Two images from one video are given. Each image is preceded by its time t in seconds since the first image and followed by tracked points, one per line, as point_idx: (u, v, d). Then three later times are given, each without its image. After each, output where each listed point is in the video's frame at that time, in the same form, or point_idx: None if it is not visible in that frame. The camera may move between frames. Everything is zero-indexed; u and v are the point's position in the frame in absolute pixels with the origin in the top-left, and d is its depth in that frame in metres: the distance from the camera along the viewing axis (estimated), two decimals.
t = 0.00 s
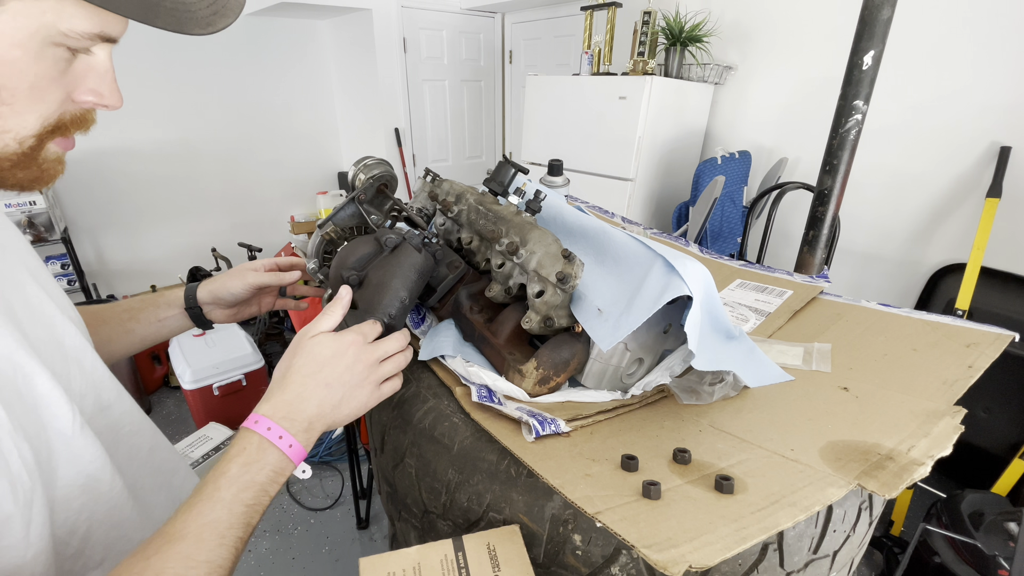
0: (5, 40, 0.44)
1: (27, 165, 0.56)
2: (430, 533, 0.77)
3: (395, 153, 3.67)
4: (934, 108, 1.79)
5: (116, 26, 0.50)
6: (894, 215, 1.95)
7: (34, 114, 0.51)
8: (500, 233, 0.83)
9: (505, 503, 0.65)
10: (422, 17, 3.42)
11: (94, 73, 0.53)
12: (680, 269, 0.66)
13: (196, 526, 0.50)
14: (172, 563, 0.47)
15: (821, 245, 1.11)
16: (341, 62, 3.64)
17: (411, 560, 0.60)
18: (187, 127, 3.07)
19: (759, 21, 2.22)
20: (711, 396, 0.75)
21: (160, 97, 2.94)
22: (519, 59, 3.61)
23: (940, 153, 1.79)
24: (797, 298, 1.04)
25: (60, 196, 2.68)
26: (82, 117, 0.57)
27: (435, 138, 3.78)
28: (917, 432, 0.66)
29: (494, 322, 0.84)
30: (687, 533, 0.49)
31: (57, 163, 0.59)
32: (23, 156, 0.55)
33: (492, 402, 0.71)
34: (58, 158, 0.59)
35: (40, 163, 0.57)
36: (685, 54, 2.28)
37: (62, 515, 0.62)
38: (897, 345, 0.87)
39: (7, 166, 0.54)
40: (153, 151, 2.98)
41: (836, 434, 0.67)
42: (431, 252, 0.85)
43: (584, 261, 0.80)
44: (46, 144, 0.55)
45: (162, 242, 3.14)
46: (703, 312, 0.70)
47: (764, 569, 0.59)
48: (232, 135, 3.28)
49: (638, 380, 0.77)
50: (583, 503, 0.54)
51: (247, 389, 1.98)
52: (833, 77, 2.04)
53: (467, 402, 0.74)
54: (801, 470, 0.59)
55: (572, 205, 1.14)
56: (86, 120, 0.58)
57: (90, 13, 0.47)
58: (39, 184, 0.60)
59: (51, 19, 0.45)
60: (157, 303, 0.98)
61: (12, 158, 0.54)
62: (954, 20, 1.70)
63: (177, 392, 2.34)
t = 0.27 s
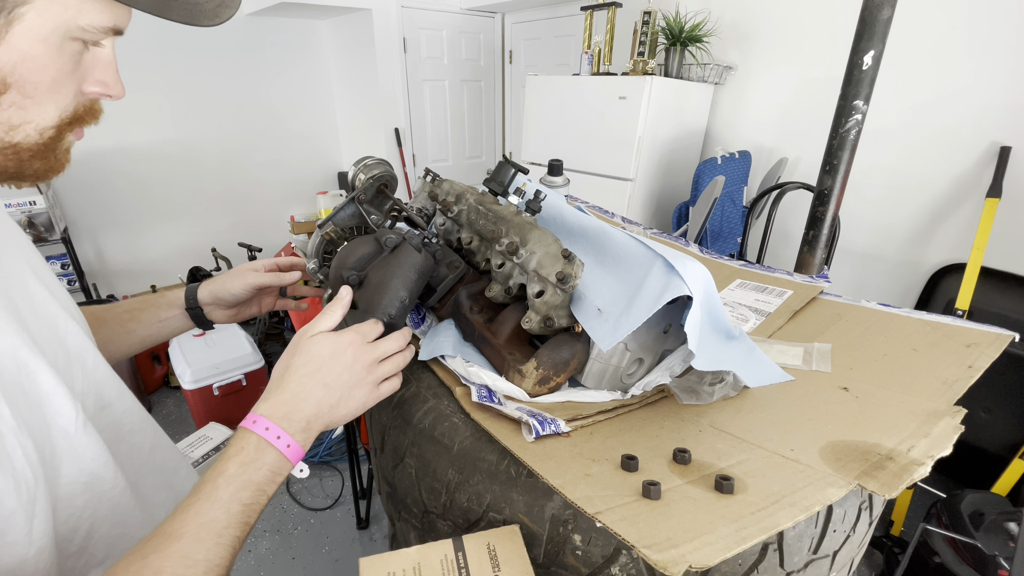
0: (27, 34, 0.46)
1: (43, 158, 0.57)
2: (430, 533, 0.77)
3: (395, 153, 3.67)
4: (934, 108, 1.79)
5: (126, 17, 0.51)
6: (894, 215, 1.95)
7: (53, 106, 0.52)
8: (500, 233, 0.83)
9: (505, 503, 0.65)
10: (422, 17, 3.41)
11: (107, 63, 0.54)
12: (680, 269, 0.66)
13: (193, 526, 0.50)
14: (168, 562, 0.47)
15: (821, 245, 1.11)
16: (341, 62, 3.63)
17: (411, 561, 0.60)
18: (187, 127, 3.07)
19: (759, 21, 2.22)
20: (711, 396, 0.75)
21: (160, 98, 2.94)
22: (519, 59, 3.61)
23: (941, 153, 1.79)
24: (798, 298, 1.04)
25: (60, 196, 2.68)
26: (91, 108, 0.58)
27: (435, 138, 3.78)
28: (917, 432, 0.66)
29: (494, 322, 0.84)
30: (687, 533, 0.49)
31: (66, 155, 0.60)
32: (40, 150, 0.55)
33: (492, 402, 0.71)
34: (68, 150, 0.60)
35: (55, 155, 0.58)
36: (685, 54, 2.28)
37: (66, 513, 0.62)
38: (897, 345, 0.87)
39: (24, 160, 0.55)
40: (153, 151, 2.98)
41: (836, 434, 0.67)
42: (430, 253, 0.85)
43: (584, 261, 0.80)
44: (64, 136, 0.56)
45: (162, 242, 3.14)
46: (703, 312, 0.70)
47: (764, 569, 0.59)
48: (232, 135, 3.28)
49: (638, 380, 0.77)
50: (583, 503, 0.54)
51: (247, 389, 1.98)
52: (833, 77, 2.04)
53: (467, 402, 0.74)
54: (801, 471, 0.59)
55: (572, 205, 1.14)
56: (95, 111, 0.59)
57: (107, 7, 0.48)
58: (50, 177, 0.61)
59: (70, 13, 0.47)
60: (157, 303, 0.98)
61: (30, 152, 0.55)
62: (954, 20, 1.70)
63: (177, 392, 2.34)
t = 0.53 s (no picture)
0: (21, 24, 0.45)
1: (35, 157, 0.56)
2: (430, 533, 0.77)
3: (395, 153, 3.67)
4: (934, 108, 1.79)
5: (128, 17, 0.51)
6: (894, 215, 1.95)
7: (48, 102, 0.51)
8: (500, 233, 0.83)
9: (505, 504, 0.65)
10: (422, 17, 3.41)
11: (105, 63, 0.54)
12: (680, 269, 0.66)
13: (186, 525, 0.50)
14: (161, 561, 0.47)
15: (821, 245, 1.11)
16: (341, 62, 3.63)
17: (411, 561, 0.60)
18: (187, 127, 3.07)
19: (759, 21, 2.21)
20: (711, 396, 0.75)
21: (160, 98, 2.94)
22: (519, 59, 3.61)
23: (941, 153, 1.79)
24: (798, 298, 1.04)
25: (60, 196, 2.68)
26: (91, 111, 0.57)
27: (435, 138, 3.78)
28: (918, 432, 0.66)
29: (494, 322, 0.84)
30: (687, 534, 0.49)
31: (64, 157, 0.59)
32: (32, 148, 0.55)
33: (492, 402, 0.71)
34: (65, 152, 0.59)
35: (51, 155, 0.57)
36: (685, 54, 2.28)
37: (67, 510, 0.62)
38: (897, 345, 0.87)
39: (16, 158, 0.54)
40: (153, 151, 2.98)
41: (836, 434, 0.67)
42: (430, 253, 0.85)
43: (584, 261, 0.80)
44: (57, 134, 0.55)
45: (162, 241, 3.14)
46: (703, 312, 0.69)
47: (764, 569, 0.59)
48: (232, 135, 3.28)
49: (638, 380, 0.77)
50: (583, 503, 0.54)
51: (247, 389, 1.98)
52: (833, 77, 2.04)
53: (467, 402, 0.74)
54: (801, 471, 0.59)
55: (572, 205, 1.14)
56: (96, 112, 0.58)
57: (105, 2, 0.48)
58: (46, 177, 0.60)
59: (66, 6, 0.47)
60: (158, 305, 0.98)
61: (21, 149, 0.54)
62: (954, 20, 1.70)
63: (177, 392, 2.34)
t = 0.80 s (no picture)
0: (9, 19, 0.45)
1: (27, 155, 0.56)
2: (430, 533, 0.77)
3: (395, 153, 3.67)
4: (934, 108, 1.79)
5: (126, 19, 0.51)
6: (894, 215, 1.95)
7: (40, 101, 0.51)
8: (500, 233, 0.83)
9: (505, 503, 0.65)
10: (422, 17, 3.41)
11: (101, 65, 0.54)
12: (680, 269, 0.66)
13: (177, 529, 0.49)
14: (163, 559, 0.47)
15: (821, 245, 1.11)
16: (341, 62, 3.63)
17: (411, 560, 0.60)
18: (187, 128, 3.07)
19: (759, 21, 2.21)
20: (711, 396, 0.75)
21: (160, 98, 2.94)
22: (519, 58, 3.61)
23: (941, 153, 1.79)
24: (798, 298, 1.04)
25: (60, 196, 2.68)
26: (91, 113, 0.57)
27: (435, 138, 3.78)
28: (918, 432, 0.66)
29: (494, 322, 0.84)
30: (687, 534, 0.49)
31: (62, 158, 0.59)
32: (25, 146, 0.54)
33: (492, 402, 0.71)
34: (63, 153, 0.59)
35: (46, 154, 0.57)
36: (685, 54, 2.28)
37: (70, 507, 0.62)
38: (897, 345, 0.87)
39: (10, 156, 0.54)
40: (153, 151, 2.98)
41: (836, 434, 0.67)
42: (430, 253, 0.85)
43: (584, 261, 0.80)
44: (52, 133, 0.55)
45: (162, 241, 3.14)
46: (703, 312, 0.70)
47: (764, 569, 0.59)
48: (232, 135, 3.28)
49: (638, 380, 0.77)
50: (583, 503, 0.54)
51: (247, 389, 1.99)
52: (833, 77, 2.04)
53: (467, 402, 0.74)
54: (801, 471, 0.59)
55: (572, 205, 1.14)
56: (96, 116, 0.58)
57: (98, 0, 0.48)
58: (43, 177, 0.60)
59: (58, 3, 0.46)
60: (159, 305, 0.98)
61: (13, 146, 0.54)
62: (954, 20, 1.70)
63: (178, 392, 2.34)
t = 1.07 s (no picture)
0: (28, 22, 0.45)
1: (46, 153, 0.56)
2: (430, 533, 0.77)
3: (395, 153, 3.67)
4: (934, 108, 1.79)
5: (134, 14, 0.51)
6: (894, 215, 1.95)
7: (57, 100, 0.51)
8: (500, 233, 0.83)
9: (505, 503, 0.65)
10: (422, 17, 3.41)
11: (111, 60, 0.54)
12: (680, 269, 0.66)
13: (175, 531, 0.50)
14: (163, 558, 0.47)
15: (821, 245, 1.11)
16: (341, 62, 3.63)
17: (411, 561, 0.60)
18: (187, 128, 3.08)
19: (759, 20, 2.21)
20: (711, 396, 0.75)
21: (160, 98, 2.94)
22: (519, 58, 3.61)
23: (941, 152, 1.79)
24: (798, 298, 1.04)
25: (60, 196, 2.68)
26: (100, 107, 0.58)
27: (435, 138, 3.78)
28: (918, 432, 0.66)
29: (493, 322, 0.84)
30: (687, 534, 0.49)
31: (74, 153, 0.60)
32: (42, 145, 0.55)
33: (492, 402, 0.71)
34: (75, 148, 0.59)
35: (61, 151, 0.57)
36: (685, 54, 2.28)
37: (70, 507, 0.62)
38: (897, 345, 0.87)
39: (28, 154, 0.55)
40: (153, 152, 2.98)
41: (836, 434, 0.67)
42: (430, 252, 0.85)
43: (584, 261, 0.80)
44: (67, 131, 0.55)
45: (163, 241, 3.15)
46: (703, 311, 0.70)
47: (764, 569, 0.59)
48: (231, 135, 3.28)
49: (638, 380, 0.77)
50: (583, 503, 0.54)
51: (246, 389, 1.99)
52: (833, 77, 2.04)
53: (467, 401, 0.74)
54: (801, 471, 0.59)
55: (572, 205, 1.14)
56: (103, 109, 0.59)
57: None
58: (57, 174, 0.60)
59: (73, 5, 0.46)
60: (158, 306, 0.98)
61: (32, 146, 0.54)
62: (955, 20, 1.70)
63: (177, 392, 2.34)
